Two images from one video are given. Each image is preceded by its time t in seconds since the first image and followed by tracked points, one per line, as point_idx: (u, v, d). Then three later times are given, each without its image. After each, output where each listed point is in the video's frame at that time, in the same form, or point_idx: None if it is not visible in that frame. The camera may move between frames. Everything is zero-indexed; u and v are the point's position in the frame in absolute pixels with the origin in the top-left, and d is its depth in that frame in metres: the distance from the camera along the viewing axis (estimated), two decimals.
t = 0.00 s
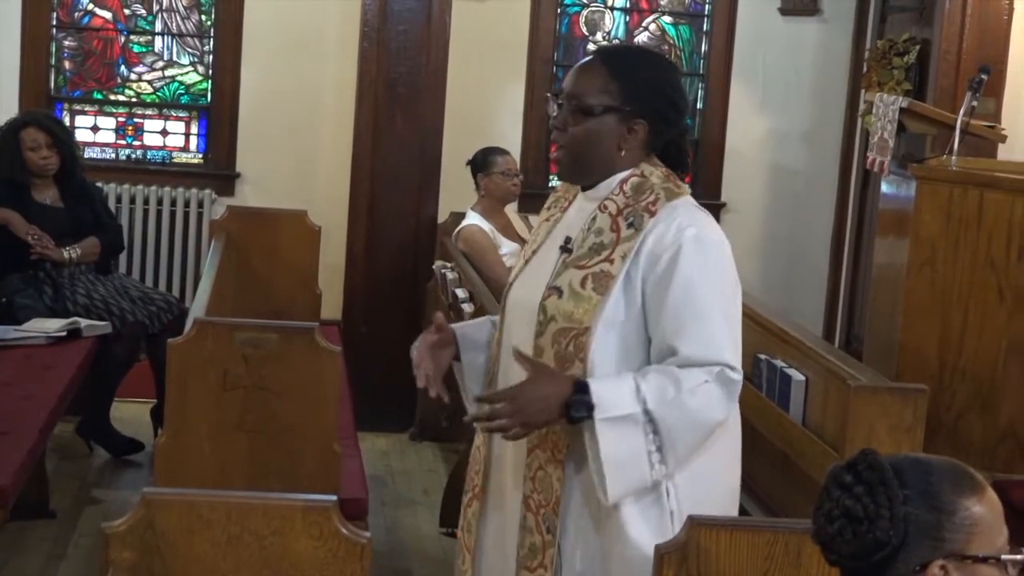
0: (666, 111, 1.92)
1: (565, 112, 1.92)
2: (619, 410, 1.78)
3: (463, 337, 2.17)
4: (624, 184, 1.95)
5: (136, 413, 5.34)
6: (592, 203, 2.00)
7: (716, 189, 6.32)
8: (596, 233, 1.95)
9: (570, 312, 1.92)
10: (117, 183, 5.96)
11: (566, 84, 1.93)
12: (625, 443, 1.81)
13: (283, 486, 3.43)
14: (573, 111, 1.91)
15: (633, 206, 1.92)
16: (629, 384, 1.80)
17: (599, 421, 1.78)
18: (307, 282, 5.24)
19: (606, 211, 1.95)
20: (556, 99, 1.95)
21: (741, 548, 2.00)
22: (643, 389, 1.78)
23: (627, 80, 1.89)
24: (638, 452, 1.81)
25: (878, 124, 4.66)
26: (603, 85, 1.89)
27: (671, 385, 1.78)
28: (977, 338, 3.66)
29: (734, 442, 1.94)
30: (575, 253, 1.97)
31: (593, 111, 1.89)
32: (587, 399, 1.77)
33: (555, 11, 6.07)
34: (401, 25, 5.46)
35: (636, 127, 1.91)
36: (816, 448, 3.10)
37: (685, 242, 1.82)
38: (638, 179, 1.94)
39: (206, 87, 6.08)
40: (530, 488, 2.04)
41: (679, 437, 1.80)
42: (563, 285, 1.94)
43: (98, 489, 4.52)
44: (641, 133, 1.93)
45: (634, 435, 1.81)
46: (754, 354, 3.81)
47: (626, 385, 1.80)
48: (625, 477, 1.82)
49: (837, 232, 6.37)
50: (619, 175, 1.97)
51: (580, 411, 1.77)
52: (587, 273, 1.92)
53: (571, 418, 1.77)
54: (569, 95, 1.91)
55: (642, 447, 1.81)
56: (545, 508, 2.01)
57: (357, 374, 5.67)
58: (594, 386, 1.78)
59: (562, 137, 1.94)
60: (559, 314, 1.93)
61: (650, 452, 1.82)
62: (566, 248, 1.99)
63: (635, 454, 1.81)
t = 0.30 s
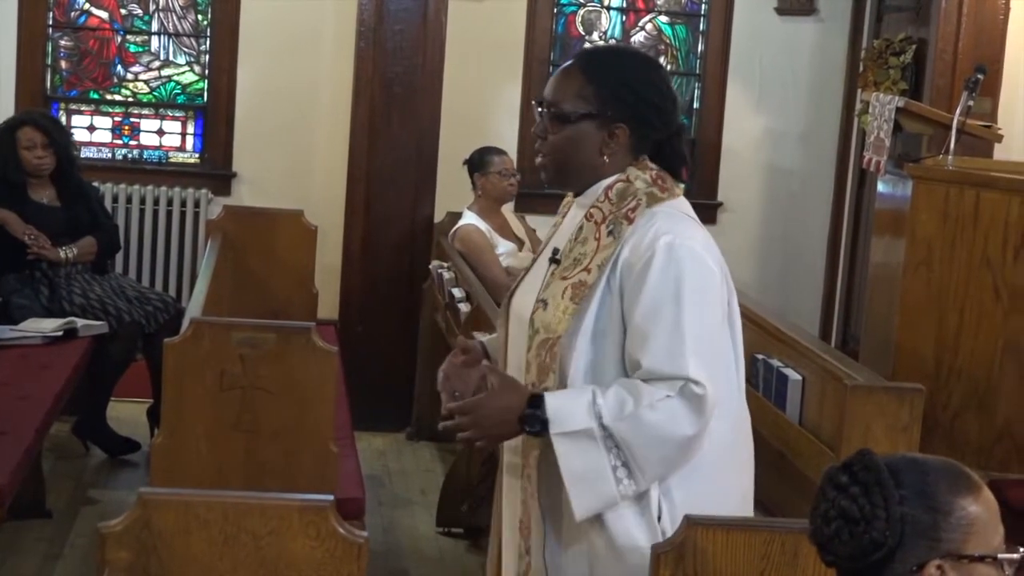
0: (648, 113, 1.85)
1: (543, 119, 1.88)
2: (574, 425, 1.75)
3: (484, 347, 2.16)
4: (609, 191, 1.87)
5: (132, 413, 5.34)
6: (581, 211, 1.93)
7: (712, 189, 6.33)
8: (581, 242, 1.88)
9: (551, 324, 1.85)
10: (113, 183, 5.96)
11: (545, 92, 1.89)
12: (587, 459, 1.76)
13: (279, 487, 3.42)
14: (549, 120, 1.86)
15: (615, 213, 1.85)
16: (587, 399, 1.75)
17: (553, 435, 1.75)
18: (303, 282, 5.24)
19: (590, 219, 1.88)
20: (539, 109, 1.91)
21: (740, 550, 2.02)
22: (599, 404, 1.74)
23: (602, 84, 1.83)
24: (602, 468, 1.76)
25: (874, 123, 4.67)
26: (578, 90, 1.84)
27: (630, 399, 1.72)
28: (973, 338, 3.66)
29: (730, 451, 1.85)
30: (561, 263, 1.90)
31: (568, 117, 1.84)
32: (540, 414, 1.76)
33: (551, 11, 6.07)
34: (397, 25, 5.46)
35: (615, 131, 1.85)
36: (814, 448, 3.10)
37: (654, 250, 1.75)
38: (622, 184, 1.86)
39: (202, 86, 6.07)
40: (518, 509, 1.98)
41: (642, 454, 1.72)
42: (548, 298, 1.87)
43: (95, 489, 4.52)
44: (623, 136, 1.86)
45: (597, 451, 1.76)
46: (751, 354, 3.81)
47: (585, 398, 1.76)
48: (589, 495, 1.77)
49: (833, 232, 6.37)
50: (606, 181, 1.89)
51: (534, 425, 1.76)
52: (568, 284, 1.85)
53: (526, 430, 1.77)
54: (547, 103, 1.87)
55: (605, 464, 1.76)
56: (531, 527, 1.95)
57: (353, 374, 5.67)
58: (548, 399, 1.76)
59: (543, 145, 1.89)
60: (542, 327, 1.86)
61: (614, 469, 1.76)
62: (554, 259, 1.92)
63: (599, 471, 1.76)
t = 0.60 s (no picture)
0: (648, 109, 1.85)
1: (542, 114, 1.88)
2: (564, 421, 1.76)
3: (484, 349, 2.16)
4: (609, 184, 1.86)
5: (130, 413, 5.33)
6: (580, 204, 1.92)
7: (711, 189, 6.33)
8: (579, 235, 1.88)
9: (546, 315, 1.84)
10: (111, 183, 5.95)
11: (547, 88, 1.89)
12: (580, 454, 1.77)
13: (277, 487, 3.42)
14: (547, 116, 1.87)
15: (614, 206, 1.84)
16: (577, 394, 1.76)
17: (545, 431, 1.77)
18: (301, 282, 5.23)
19: (589, 212, 1.87)
20: (540, 106, 1.91)
21: (738, 547, 2.01)
22: (590, 400, 1.75)
23: (601, 79, 1.84)
24: (595, 464, 1.76)
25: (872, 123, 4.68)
26: (577, 87, 1.85)
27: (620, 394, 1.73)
28: (972, 337, 3.66)
29: (723, 449, 1.84)
30: (559, 256, 1.89)
31: (566, 112, 1.84)
32: (531, 411, 1.77)
33: (549, 11, 6.07)
34: (396, 25, 5.47)
35: (614, 126, 1.85)
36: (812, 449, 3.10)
37: (647, 243, 1.75)
38: (622, 178, 1.85)
39: (200, 86, 6.08)
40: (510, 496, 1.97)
41: (634, 449, 1.73)
42: (544, 289, 1.86)
43: (92, 489, 4.51)
44: (622, 132, 1.86)
45: (590, 447, 1.77)
46: (748, 354, 3.80)
47: (577, 394, 1.76)
48: (583, 491, 1.78)
49: (831, 232, 6.37)
50: (606, 174, 1.88)
51: (526, 423, 1.78)
52: (564, 276, 1.85)
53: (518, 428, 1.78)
54: (546, 100, 1.88)
55: (598, 459, 1.76)
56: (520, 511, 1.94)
57: (351, 374, 5.67)
58: (539, 395, 1.77)
59: (543, 140, 1.89)
60: (537, 317, 1.85)
61: (607, 464, 1.76)
62: (552, 252, 1.92)
63: (591, 466, 1.76)
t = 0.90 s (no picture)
0: (640, 112, 1.84)
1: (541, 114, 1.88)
2: (489, 301, 1.69)
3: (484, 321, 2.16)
4: (606, 184, 1.85)
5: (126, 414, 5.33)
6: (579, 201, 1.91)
7: (706, 189, 6.34)
8: (573, 233, 1.88)
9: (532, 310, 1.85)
10: (106, 183, 5.95)
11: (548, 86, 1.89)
12: (484, 347, 1.67)
13: (272, 488, 3.41)
14: (544, 113, 1.87)
15: (606, 204, 1.83)
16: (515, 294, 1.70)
17: (466, 305, 1.69)
18: (296, 283, 5.23)
19: (586, 210, 1.87)
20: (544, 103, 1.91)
21: (740, 548, 2.02)
22: (521, 300, 1.69)
23: (593, 81, 1.83)
24: (492, 355, 1.67)
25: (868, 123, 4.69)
26: (571, 87, 1.84)
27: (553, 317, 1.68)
28: (967, 336, 3.64)
29: (702, 452, 1.82)
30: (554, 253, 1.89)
31: (556, 110, 1.84)
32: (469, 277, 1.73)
33: (544, 11, 6.08)
34: (391, 25, 5.47)
35: (603, 127, 1.84)
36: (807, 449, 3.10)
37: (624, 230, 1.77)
38: (618, 178, 1.84)
39: (195, 87, 6.07)
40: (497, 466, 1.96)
41: (535, 367, 1.66)
42: (533, 284, 1.87)
43: (88, 490, 4.51)
44: (611, 133, 1.84)
45: (496, 335, 1.68)
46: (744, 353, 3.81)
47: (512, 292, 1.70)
48: (467, 368, 1.67)
49: (827, 232, 6.38)
50: (605, 173, 1.87)
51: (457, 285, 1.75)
52: (553, 271, 1.85)
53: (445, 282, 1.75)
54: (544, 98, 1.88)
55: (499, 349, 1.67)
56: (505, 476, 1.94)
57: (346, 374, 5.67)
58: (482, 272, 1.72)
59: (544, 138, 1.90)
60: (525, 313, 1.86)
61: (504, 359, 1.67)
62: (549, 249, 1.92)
63: (488, 359, 1.67)
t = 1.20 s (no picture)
0: (627, 112, 1.91)
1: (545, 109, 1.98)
2: (461, 346, 1.87)
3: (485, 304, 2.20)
4: (597, 186, 1.95)
5: (124, 414, 5.33)
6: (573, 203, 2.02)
7: (704, 189, 6.34)
8: (562, 233, 1.99)
9: (517, 307, 1.98)
10: (105, 183, 5.95)
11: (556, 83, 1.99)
12: (465, 391, 1.88)
13: (270, 489, 3.40)
14: (544, 110, 1.96)
15: (593, 209, 1.93)
16: (491, 330, 1.88)
17: (444, 344, 1.89)
18: (295, 282, 5.23)
19: (576, 213, 1.97)
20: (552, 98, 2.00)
21: (732, 547, 2.03)
22: (491, 341, 1.86)
23: (586, 81, 1.91)
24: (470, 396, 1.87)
25: (866, 123, 4.70)
26: (567, 86, 1.93)
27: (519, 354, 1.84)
28: (965, 335, 3.64)
29: (682, 449, 1.92)
30: (545, 251, 2.01)
31: (551, 109, 1.94)
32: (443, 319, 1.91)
33: (543, 10, 6.08)
34: (389, 25, 5.48)
35: (594, 128, 1.92)
36: (805, 448, 3.11)
37: (602, 245, 1.87)
38: (610, 182, 1.94)
39: (194, 86, 6.07)
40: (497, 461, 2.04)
41: (510, 402, 1.84)
42: (522, 282, 2.00)
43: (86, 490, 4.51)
44: (603, 135, 1.93)
45: (471, 380, 1.87)
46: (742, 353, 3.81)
47: (486, 331, 1.88)
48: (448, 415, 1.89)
49: (824, 232, 6.38)
50: (600, 174, 1.97)
51: (431, 324, 1.91)
52: (538, 271, 1.97)
53: (425, 330, 1.92)
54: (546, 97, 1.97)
55: (474, 395, 1.87)
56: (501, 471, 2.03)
57: (345, 374, 5.67)
58: (454, 315, 1.89)
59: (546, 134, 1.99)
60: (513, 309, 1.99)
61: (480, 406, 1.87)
62: (541, 246, 2.03)
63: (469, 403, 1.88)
